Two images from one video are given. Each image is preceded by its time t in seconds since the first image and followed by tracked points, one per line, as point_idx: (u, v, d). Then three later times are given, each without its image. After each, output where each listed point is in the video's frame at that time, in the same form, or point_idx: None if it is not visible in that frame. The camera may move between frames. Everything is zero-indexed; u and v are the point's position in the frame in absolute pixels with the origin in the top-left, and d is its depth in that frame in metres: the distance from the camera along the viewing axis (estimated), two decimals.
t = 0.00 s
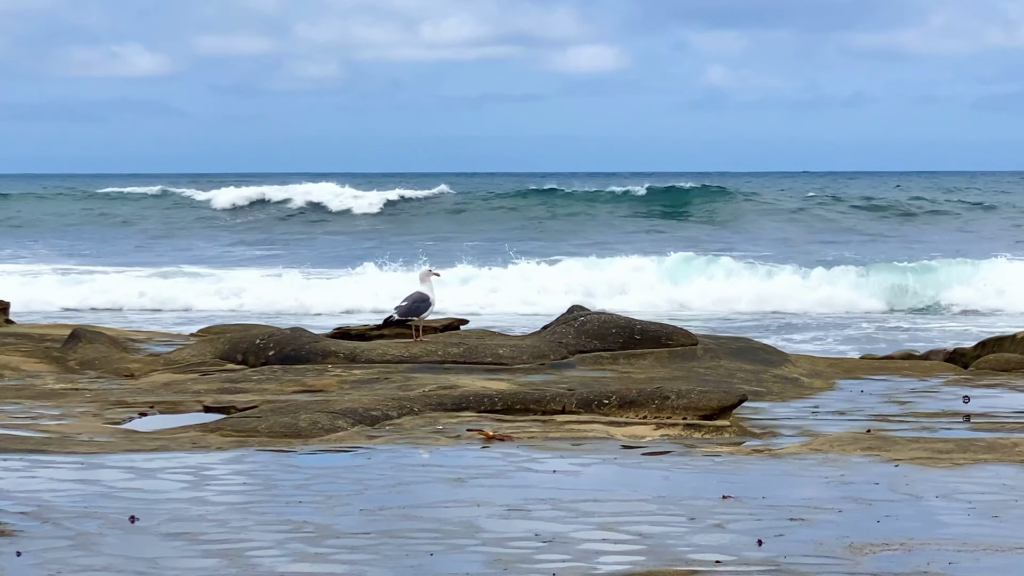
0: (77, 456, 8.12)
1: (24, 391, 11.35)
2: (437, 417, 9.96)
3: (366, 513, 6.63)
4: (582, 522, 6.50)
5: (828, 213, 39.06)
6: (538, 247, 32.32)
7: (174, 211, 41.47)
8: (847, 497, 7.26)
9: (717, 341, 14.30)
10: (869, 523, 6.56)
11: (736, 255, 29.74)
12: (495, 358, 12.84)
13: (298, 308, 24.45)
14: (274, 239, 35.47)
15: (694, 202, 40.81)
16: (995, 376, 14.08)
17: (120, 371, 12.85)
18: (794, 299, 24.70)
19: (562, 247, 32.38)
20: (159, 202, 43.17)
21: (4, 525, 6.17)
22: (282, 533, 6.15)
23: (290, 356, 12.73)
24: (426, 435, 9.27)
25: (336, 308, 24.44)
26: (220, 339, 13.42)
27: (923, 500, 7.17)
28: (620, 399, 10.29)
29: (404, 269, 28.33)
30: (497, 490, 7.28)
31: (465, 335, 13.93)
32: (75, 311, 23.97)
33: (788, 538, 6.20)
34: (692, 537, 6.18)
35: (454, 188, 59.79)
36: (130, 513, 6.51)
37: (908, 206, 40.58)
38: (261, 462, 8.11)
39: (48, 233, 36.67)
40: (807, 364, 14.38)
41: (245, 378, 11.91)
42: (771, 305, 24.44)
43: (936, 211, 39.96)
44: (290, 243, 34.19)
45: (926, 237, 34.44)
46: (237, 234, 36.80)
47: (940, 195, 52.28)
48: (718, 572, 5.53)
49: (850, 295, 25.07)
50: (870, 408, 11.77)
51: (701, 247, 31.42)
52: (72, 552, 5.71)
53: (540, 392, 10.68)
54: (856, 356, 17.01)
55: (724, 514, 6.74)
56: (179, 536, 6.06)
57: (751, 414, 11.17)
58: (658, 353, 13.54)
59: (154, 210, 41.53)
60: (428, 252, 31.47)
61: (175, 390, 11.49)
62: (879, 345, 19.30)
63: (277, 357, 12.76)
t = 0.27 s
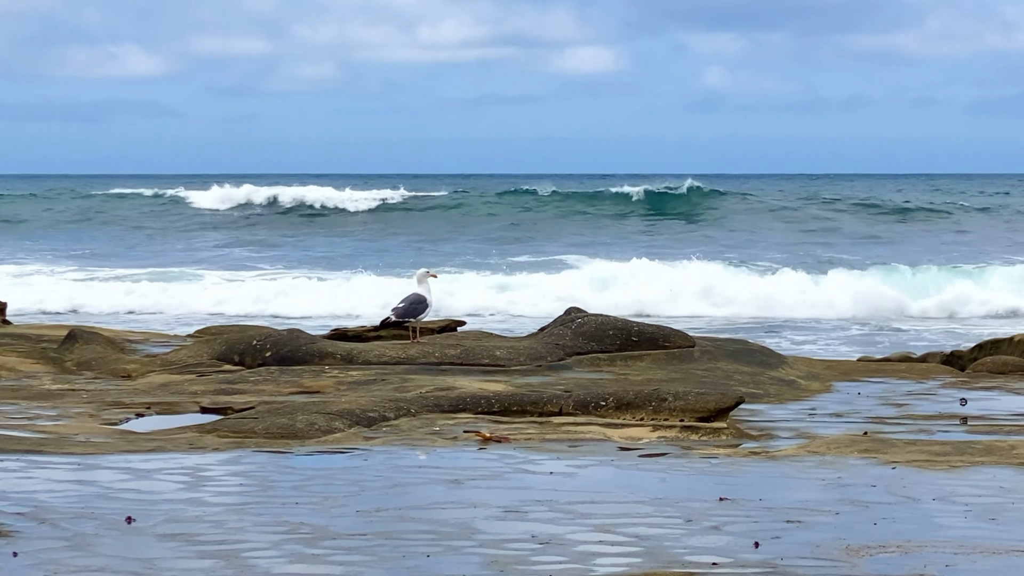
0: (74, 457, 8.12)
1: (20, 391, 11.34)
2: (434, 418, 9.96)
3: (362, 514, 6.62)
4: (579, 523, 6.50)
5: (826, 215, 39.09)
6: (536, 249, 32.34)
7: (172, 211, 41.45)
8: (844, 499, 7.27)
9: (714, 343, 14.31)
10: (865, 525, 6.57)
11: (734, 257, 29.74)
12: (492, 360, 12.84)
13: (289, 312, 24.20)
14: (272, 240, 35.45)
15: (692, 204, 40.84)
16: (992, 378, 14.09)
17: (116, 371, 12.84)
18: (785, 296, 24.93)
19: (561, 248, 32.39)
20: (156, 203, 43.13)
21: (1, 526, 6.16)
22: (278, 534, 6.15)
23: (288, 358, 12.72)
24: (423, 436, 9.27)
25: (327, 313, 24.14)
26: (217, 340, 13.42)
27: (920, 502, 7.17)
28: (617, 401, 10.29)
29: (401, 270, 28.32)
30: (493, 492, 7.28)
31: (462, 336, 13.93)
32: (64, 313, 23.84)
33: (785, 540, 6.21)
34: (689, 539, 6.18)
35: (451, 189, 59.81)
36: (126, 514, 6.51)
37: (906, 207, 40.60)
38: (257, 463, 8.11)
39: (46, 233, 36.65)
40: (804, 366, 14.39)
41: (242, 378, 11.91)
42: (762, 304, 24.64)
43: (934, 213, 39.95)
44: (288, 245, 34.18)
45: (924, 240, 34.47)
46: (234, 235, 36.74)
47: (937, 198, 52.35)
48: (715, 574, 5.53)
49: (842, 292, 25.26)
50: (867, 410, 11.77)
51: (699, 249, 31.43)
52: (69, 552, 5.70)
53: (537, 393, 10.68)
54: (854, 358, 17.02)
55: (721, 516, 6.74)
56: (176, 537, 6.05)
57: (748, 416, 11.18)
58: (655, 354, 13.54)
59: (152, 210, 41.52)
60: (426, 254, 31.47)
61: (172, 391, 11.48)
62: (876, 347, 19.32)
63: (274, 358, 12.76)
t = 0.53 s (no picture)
0: (72, 456, 8.11)
1: (19, 391, 11.34)
2: (432, 419, 9.96)
3: (360, 514, 6.62)
4: (578, 524, 6.50)
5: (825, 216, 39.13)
6: (536, 250, 32.34)
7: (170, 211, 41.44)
8: (842, 499, 7.27)
9: (712, 344, 14.31)
10: (864, 526, 6.57)
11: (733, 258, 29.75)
12: (491, 360, 12.84)
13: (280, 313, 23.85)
14: (271, 241, 35.43)
15: (691, 206, 40.86)
16: (991, 380, 14.10)
17: (114, 371, 12.83)
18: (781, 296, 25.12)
19: (560, 249, 32.39)
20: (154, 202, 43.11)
21: None
22: (277, 534, 6.15)
23: (286, 358, 12.72)
24: (422, 437, 9.27)
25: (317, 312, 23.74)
26: (216, 340, 13.42)
27: (918, 503, 7.18)
28: (615, 401, 10.29)
29: (399, 271, 28.31)
30: (491, 492, 7.28)
31: (461, 337, 13.92)
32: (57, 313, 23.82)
33: (784, 540, 6.21)
34: (687, 540, 6.19)
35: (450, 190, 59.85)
36: (124, 513, 6.51)
37: (905, 208, 40.64)
38: (255, 463, 8.11)
39: (44, 233, 36.63)
40: (803, 367, 14.40)
41: (240, 378, 11.91)
42: (761, 303, 24.73)
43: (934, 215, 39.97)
44: (286, 245, 34.17)
45: (924, 241, 34.49)
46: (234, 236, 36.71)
47: (935, 200, 52.37)
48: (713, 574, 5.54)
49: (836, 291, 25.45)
50: (866, 411, 11.78)
51: (698, 249, 31.45)
52: (67, 552, 5.69)
53: (536, 394, 10.68)
54: (852, 359, 17.04)
55: (719, 517, 6.74)
56: (174, 537, 6.04)
57: (746, 417, 11.18)
58: (653, 355, 13.53)
59: (151, 210, 41.51)
60: (424, 255, 31.47)
61: (170, 391, 11.47)
62: (875, 348, 19.33)
63: (273, 358, 12.76)
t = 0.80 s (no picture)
0: (72, 456, 8.11)
1: (18, 391, 11.34)
2: (432, 418, 9.97)
3: (359, 514, 6.62)
4: (577, 523, 6.50)
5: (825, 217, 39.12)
6: (535, 250, 32.35)
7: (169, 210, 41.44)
8: (842, 499, 7.28)
9: (711, 344, 14.32)
10: (863, 525, 6.58)
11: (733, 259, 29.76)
12: (490, 360, 12.85)
13: (275, 313, 23.75)
14: (269, 240, 35.41)
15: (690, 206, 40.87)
16: (990, 380, 14.10)
17: (114, 371, 12.83)
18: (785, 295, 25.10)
19: (560, 249, 32.40)
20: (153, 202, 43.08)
21: None
22: (276, 533, 6.15)
23: (285, 357, 12.73)
24: (421, 436, 9.27)
25: (313, 313, 23.63)
26: (215, 339, 13.42)
27: (917, 502, 7.18)
28: (614, 401, 10.30)
29: (399, 270, 28.31)
30: (491, 492, 7.27)
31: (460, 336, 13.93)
32: (50, 314, 23.73)
33: (783, 540, 6.22)
34: (686, 540, 6.19)
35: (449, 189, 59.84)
36: (123, 513, 6.51)
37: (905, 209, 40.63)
38: (255, 462, 8.11)
39: (44, 232, 36.65)
40: (802, 367, 14.41)
41: (239, 377, 11.91)
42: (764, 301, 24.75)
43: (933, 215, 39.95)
44: (286, 245, 34.11)
45: (923, 241, 34.50)
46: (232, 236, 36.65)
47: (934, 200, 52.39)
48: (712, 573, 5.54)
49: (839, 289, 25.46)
50: (865, 411, 11.78)
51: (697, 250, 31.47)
52: (66, 551, 5.69)
53: (535, 393, 10.68)
54: (851, 359, 17.04)
55: (718, 517, 6.74)
56: (173, 536, 6.04)
57: (745, 416, 11.19)
58: (652, 355, 13.54)
59: (150, 209, 41.52)
60: (424, 254, 31.48)
61: (169, 390, 11.46)
62: (874, 348, 19.34)
63: (271, 358, 12.76)
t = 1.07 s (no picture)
0: (72, 455, 8.12)
1: (18, 390, 11.34)
2: (432, 418, 9.97)
3: (360, 514, 6.63)
4: (576, 523, 6.50)
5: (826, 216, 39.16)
6: (536, 250, 32.35)
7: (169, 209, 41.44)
8: (842, 499, 7.28)
9: (711, 344, 14.32)
10: (862, 525, 6.58)
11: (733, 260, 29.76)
12: (490, 360, 12.85)
13: (276, 312, 23.72)
14: (269, 240, 35.38)
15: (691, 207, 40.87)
16: (989, 380, 14.11)
17: (114, 370, 12.83)
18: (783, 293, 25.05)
19: (560, 249, 32.40)
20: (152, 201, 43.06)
21: None
22: (276, 533, 6.15)
23: (284, 357, 12.74)
24: (421, 436, 9.27)
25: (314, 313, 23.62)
26: (214, 339, 13.42)
27: (917, 502, 7.18)
28: (614, 401, 10.30)
29: (398, 270, 28.30)
30: (491, 491, 7.28)
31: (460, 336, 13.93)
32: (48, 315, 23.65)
33: (782, 540, 6.22)
34: (686, 540, 6.19)
35: (448, 189, 59.79)
36: (123, 512, 6.51)
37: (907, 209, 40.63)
38: (255, 461, 8.11)
39: (44, 232, 36.66)
40: (801, 367, 14.41)
41: (239, 377, 11.91)
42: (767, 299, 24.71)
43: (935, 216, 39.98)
44: (286, 245, 34.07)
45: (923, 241, 34.51)
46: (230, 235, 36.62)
47: (933, 200, 52.42)
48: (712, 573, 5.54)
49: (839, 288, 25.41)
50: (864, 411, 11.79)
51: (699, 250, 31.47)
52: (66, 551, 5.69)
53: (534, 393, 10.68)
54: (851, 359, 17.04)
55: (718, 517, 6.75)
56: (173, 536, 6.04)
57: (745, 416, 11.20)
58: (652, 355, 13.54)
59: (150, 207, 41.53)
60: (424, 254, 31.48)
61: (169, 389, 11.46)
62: (874, 349, 19.34)
63: (271, 357, 12.76)
